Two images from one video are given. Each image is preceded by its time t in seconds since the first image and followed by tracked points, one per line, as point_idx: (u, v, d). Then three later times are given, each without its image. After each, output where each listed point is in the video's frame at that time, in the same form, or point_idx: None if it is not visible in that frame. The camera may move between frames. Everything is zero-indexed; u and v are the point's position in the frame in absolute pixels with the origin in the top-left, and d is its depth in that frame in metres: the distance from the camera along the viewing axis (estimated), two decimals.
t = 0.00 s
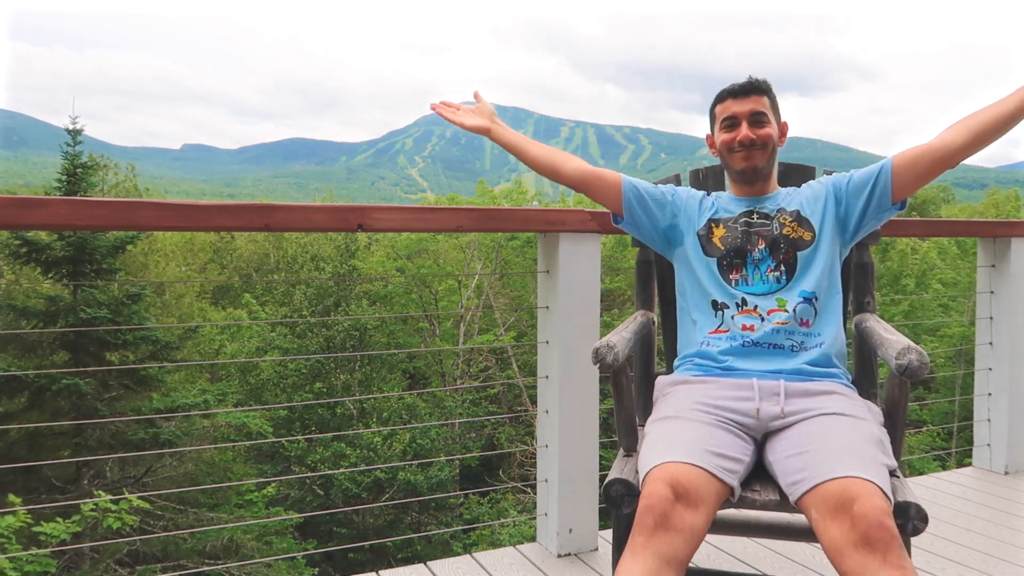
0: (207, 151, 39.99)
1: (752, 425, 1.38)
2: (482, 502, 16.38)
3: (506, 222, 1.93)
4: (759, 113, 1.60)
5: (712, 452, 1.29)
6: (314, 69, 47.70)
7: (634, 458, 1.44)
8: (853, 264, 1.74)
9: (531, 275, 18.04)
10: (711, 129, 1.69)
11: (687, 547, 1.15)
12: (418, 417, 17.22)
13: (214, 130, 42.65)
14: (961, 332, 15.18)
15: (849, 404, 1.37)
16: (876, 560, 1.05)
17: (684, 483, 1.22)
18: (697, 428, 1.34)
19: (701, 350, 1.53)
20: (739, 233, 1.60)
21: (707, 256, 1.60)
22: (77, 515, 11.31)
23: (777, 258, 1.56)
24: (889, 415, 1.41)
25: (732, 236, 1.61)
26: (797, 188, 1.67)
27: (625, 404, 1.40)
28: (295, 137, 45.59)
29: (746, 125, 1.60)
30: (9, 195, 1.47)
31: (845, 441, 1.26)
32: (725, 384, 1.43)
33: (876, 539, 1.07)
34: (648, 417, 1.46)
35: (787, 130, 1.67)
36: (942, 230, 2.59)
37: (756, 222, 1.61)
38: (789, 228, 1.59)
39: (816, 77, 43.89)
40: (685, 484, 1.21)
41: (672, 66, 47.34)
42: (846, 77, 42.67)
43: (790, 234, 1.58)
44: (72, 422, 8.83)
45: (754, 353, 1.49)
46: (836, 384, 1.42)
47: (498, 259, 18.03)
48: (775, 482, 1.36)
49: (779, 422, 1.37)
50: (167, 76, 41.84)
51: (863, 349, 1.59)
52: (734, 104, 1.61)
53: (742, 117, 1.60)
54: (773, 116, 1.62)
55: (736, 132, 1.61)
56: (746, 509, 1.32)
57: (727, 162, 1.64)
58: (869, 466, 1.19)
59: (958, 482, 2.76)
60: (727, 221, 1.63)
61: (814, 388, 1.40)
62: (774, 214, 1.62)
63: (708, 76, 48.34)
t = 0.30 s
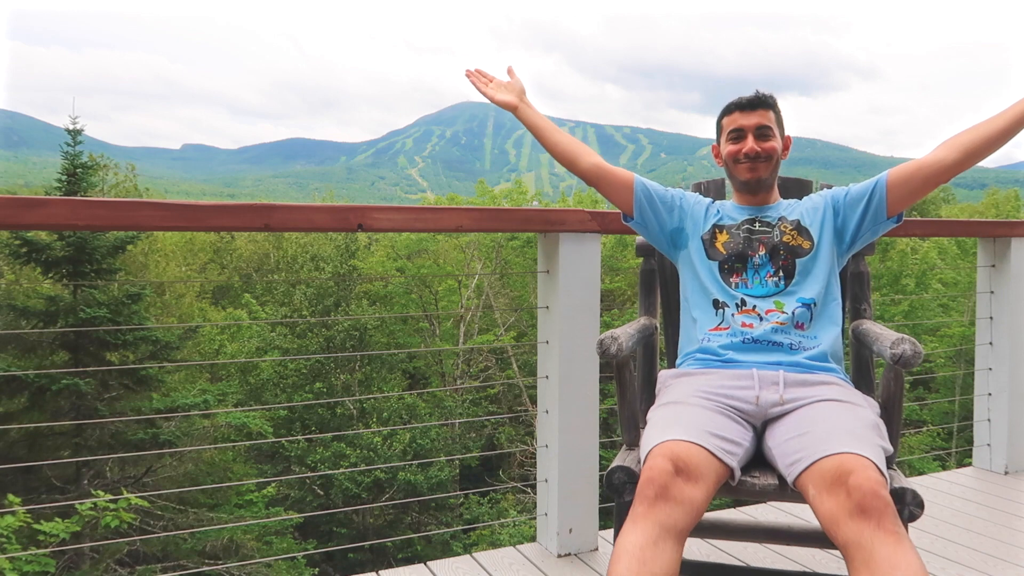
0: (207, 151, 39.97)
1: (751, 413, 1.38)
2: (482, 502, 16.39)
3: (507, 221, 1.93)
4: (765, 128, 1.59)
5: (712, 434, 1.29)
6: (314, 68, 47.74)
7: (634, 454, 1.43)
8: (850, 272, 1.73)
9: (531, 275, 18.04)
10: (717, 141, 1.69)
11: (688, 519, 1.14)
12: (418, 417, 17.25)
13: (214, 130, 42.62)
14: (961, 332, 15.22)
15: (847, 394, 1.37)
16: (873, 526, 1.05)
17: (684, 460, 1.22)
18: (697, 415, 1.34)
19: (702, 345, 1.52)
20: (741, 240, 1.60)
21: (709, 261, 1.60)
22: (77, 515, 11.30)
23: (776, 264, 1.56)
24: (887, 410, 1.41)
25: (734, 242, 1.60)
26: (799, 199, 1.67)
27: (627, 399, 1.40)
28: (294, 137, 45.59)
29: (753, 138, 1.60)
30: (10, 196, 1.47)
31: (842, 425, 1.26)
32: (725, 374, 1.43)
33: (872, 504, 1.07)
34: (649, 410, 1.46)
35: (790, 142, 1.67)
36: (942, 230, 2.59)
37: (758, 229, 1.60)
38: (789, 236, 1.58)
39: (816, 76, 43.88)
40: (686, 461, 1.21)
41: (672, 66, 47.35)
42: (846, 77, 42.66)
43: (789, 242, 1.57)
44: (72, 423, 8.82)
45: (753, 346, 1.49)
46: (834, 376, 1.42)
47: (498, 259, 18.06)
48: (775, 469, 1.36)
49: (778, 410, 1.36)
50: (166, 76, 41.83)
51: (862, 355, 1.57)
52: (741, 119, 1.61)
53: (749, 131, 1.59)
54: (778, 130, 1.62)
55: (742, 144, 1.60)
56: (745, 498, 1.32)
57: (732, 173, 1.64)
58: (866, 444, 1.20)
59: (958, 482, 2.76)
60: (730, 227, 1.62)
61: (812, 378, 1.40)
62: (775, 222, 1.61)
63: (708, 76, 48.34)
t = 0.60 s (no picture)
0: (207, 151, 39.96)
1: (751, 413, 1.37)
2: (482, 502, 16.38)
3: (507, 221, 1.92)
4: (769, 129, 1.59)
5: (710, 433, 1.29)
6: (313, 68, 47.76)
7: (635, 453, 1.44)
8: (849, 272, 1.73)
9: (531, 275, 18.03)
10: (719, 140, 1.68)
11: (685, 520, 1.14)
12: (418, 417, 17.26)
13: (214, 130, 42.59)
14: (962, 332, 15.24)
15: (846, 394, 1.37)
16: (872, 526, 1.06)
17: (682, 460, 1.22)
18: (696, 415, 1.33)
19: (701, 345, 1.52)
20: (741, 242, 1.59)
21: (709, 263, 1.59)
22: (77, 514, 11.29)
23: (776, 267, 1.55)
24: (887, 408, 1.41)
25: (736, 244, 1.59)
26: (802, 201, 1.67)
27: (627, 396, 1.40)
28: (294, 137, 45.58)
29: (757, 138, 1.59)
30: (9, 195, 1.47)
31: (841, 424, 1.26)
32: (725, 374, 1.42)
33: (871, 504, 1.07)
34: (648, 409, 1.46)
35: (794, 144, 1.66)
36: (942, 229, 2.58)
37: (759, 232, 1.60)
38: (791, 239, 1.57)
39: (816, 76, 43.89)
40: (684, 460, 1.21)
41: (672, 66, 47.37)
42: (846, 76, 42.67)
43: (791, 245, 1.56)
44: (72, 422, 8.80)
45: (754, 346, 1.48)
46: (834, 378, 1.42)
47: (498, 259, 18.04)
48: (775, 469, 1.35)
49: (779, 408, 1.36)
50: (166, 76, 41.80)
51: (860, 354, 1.57)
52: (746, 118, 1.59)
53: (754, 131, 1.58)
54: (783, 132, 1.61)
55: (747, 144, 1.59)
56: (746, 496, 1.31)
57: (735, 172, 1.63)
58: (864, 443, 1.20)
59: (958, 482, 2.76)
60: (731, 230, 1.62)
61: (812, 378, 1.39)
62: (777, 225, 1.60)
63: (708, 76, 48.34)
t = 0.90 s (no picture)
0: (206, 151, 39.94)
1: (751, 424, 1.35)
2: (482, 502, 16.36)
3: (506, 222, 1.93)
4: (773, 115, 1.56)
5: (710, 449, 1.27)
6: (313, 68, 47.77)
7: (634, 459, 1.42)
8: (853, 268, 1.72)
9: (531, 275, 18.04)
10: (719, 129, 1.65)
11: (685, 547, 1.13)
12: (418, 417, 17.29)
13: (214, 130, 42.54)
14: (962, 332, 15.27)
15: (849, 404, 1.35)
16: (877, 558, 1.03)
17: (682, 482, 1.19)
18: (695, 429, 1.31)
19: (702, 350, 1.51)
20: (740, 248, 1.56)
21: (707, 270, 1.56)
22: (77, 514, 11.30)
23: (780, 274, 1.51)
24: (889, 414, 1.39)
25: (734, 250, 1.56)
26: (804, 197, 1.64)
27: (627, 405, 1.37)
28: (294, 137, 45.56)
29: (761, 124, 1.56)
30: (10, 195, 1.47)
31: (846, 440, 1.23)
32: (726, 383, 1.40)
33: (878, 535, 1.04)
34: (648, 416, 1.44)
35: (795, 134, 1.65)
36: (942, 229, 2.58)
37: (759, 235, 1.56)
38: (794, 245, 1.54)
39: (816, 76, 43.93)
40: (683, 483, 1.19)
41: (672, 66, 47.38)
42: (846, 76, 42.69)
43: (794, 252, 1.54)
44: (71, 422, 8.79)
45: (756, 354, 1.46)
46: (838, 383, 1.40)
47: (498, 259, 18.03)
48: (775, 481, 1.33)
49: (780, 420, 1.34)
50: (166, 76, 41.81)
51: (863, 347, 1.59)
52: (749, 104, 1.57)
53: (758, 116, 1.56)
54: (784, 119, 1.58)
55: (750, 133, 1.56)
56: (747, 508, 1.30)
57: (736, 164, 1.59)
58: (869, 464, 1.17)
59: (958, 482, 2.76)
60: (728, 234, 1.58)
61: (816, 386, 1.37)
62: (778, 228, 1.57)
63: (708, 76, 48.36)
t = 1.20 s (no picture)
0: (206, 151, 39.91)
1: (751, 432, 1.35)
2: (482, 502, 16.38)
3: (507, 221, 1.92)
4: (780, 105, 1.53)
5: (710, 461, 1.26)
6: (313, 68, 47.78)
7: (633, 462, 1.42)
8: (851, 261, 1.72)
9: (531, 276, 18.06)
10: (720, 113, 1.60)
11: (685, 563, 1.13)
12: (418, 417, 17.29)
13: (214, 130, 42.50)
14: (961, 332, 15.33)
15: (851, 411, 1.33)
16: None
17: (681, 497, 1.18)
18: (696, 437, 1.30)
19: (699, 353, 1.50)
20: (738, 244, 1.55)
21: (704, 267, 1.56)
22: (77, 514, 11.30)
23: (779, 272, 1.51)
24: (890, 416, 1.39)
25: (731, 247, 1.55)
26: (801, 188, 1.62)
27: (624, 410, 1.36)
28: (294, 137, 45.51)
29: (770, 112, 1.53)
30: (9, 195, 1.47)
31: (845, 450, 1.22)
32: (725, 389, 1.39)
33: (877, 556, 1.04)
34: (647, 420, 1.44)
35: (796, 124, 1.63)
36: (942, 229, 2.58)
37: (758, 230, 1.56)
38: (794, 240, 1.54)
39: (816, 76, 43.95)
40: (684, 498, 1.18)
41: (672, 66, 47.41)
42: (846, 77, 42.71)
43: (794, 248, 1.53)
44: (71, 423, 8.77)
45: (754, 358, 1.45)
46: (839, 388, 1.39)
47: (498, 259, 18.05)
48: (775, 489, 1.33)
49: (780, 429, 1.33)
50: (166, 76, 41.78)
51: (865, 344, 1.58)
52: (757, 91, 1.54)
53: (767, 104, 1.53)
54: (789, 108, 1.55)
55: (759, 120, 1.52)
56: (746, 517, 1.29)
57: (739, 153, 1.57)
58: (870, 476, 1.16)
59: (959, 483, 2.76)
60: (725, 230, 1.58)
61: (816, 392, 1.36)
62: (777, 224, 1.57)
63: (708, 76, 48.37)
